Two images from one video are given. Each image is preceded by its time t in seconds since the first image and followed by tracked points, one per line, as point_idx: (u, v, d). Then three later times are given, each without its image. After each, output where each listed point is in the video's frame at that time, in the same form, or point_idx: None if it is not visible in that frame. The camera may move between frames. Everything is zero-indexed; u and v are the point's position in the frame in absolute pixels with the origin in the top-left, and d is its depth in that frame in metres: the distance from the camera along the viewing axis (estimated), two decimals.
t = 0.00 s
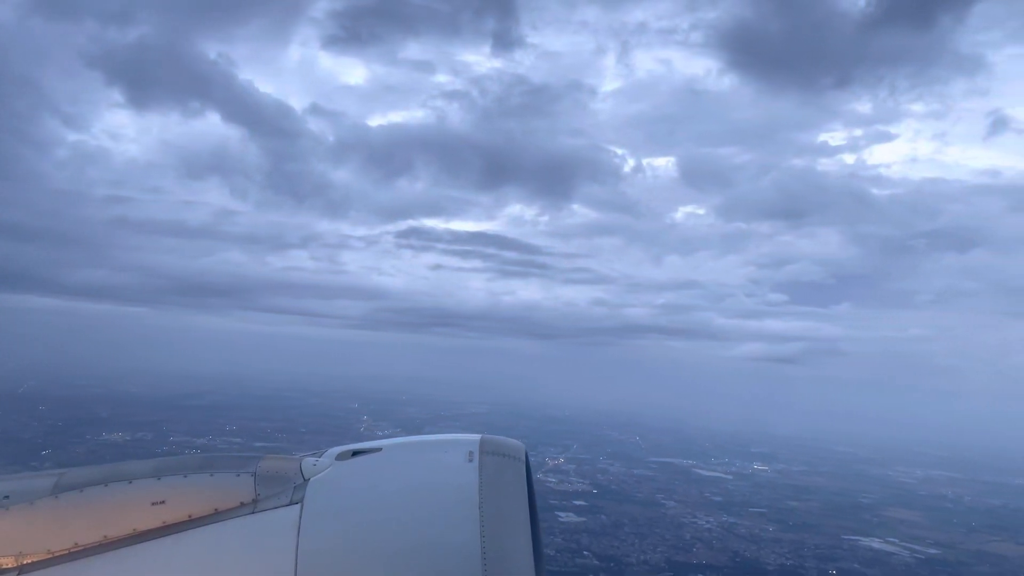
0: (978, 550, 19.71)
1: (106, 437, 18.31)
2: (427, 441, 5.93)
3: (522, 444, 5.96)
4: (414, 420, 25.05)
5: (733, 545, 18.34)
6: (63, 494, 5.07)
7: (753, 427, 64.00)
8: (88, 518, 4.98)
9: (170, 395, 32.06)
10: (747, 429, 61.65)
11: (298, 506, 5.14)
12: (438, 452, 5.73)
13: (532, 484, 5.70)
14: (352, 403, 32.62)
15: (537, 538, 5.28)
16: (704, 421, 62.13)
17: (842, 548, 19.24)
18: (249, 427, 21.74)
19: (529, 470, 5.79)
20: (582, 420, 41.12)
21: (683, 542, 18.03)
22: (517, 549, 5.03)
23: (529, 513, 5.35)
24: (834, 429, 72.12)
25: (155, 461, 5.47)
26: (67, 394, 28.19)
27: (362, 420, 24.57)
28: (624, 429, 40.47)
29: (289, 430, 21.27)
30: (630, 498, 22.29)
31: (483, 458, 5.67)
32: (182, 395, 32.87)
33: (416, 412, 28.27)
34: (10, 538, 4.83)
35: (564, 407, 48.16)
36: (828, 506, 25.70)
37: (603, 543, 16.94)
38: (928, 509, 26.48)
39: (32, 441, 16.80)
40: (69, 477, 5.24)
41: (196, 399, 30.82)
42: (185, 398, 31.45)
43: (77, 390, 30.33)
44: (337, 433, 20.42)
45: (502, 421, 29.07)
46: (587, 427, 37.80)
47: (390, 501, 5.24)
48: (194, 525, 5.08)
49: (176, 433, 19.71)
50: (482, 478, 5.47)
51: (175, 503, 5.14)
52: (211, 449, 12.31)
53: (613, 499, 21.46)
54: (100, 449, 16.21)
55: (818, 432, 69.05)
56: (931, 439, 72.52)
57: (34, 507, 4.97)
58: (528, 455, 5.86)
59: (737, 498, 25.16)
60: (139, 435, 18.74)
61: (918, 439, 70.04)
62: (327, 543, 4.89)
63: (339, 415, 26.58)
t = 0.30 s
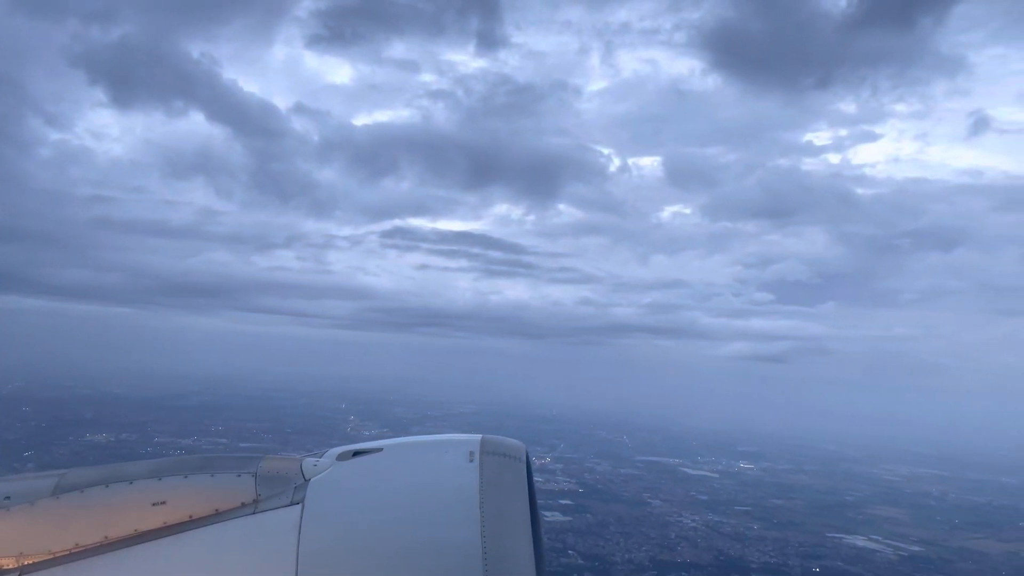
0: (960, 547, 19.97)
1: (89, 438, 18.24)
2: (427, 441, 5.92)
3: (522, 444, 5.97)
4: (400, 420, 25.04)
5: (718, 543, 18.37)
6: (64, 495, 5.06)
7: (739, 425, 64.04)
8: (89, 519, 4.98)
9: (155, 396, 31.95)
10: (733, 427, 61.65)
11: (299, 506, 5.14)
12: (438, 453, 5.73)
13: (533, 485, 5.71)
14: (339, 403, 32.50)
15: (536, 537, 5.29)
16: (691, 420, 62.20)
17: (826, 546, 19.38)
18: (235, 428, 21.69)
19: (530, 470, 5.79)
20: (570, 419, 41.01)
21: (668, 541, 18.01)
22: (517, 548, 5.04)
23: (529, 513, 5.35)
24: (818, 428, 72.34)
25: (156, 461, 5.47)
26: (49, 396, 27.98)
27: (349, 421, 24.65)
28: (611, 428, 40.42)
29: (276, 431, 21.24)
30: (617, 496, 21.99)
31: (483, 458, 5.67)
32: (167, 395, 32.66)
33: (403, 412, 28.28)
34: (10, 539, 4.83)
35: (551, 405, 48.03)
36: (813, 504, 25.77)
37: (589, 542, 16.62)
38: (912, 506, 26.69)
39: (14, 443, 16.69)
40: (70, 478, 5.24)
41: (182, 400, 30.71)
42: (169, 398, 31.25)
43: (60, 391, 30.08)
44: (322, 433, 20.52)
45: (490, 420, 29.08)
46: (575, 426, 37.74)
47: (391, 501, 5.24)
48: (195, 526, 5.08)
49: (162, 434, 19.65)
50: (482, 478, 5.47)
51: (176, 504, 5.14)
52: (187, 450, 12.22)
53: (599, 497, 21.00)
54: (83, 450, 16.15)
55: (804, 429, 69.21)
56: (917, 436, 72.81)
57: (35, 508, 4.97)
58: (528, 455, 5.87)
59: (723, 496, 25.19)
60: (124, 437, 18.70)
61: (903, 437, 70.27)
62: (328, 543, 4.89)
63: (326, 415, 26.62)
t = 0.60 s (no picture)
0: (943, 544, 20.19)
1: (73, 440, 18.17)
2: (427, 442, 5.93)
3: (522, 444, 5.99)
4: (385, 421, 25.05)
5: (703, 542, 18.41)
6: (64, 495, 5.06)
7: (725, 424, 64.18)
8: (89, 519, 4.98)
9: (137, 396, 31.82)
10: (720, 426, 61.75)
11: (299, 506, 5.14)
12: (439, 453, 5.74)
13: (533, 484, 5.72)
14: (325, 404, 32.45)
15: (536, 537, 5.31)
16: (678, 418, 62.30)
17: (810, 544, 19.53)
18: (220, 429, 21.66)
19: (530, 470, 5.81)
20: (557, 418, 41.00)
21: (653, 539, 18.03)
22: (517, 548, 5.05)
23: (529, 512, 5.37)
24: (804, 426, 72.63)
25: (156, 461, 5.46)
26: (32, 398, 27.82)
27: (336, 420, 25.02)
28: (598, 427, 40.42)
29: (261, 431, 21.22)
30: (603, 495, 21.89)
31: (483, 458, 5.69)
32: (151, 397, 32.50)
33: (390, 413, 28.30)
34: (11, 539, 4.83)
35: (538, 405, 48.00)
36: (798, 502, 25.87)
37: (574, 541, 16.57)
38: (895, 503, 26.88)
39: None
40: (70, 478, 5.23)
41: (164, 401, 30.62)
42: (153, 399, 31.09)
43: (43, 393, 29.92)
44: (307, 433, 20.57)
45: (477, 420, 29.10)
46: (563, 425, 37.75)
47: (392, 499, 5.26)
48: (195, 526, 5.08)
49: (146, 435, 19.60)
50: (482, 478, 5.48)
51: (177, 504, 5.14)
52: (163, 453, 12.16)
53: (586, 497, 20.88)
54: (67, 452, 16.11)
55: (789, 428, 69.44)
56: (901, 434, 73.29)
57: (36, 508, 4.96)
58: (528, 455, 5.88)
59: (709, 494, 25.28)
60: (108, 438, 18.66)
61: (887, 435, 70.72)
62: (329, 543, 4.90)
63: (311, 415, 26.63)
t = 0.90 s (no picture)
0: (927, 541, 20.41)
1: (57, 442, 18.09)
2: (426, 441, 5.95)
3: (522, 443, 6.02)
4: (372, 421, 25.10)
5: (688, 540, 18.48)
6: (63, 494, 5.06)
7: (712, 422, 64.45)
8: (88, 519, 4.98)
9: (122, 398, 31.64)
10: (707, 424, 62.03)
11: (298, 505, 5.15)
12: (438, 452, 5.76)
13: (532, 484, 5.75)
14: (313, 404, 32.40)
15: (535, 537, 5.33)
16: (665, 417, 62.43)
17: (795, 541, 19.67)
18: (206, 430, 21.59)
19: (529, 469, 5.84)
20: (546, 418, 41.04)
21: (639, 538, 18.09)
22: (517, 548, 5.07)
23: (529, 512, 5.40)
24: (790, 425, 73.01)
25: (155, 460, 5.46)
26: (17, 400, 27.64)
27: (323, 421, 24.90)
28: (587, 427, 40.51)
29: (247, 432, 21.20)
30: (589, 494, 21.93)
31: (483, 457, 5.71)
32: (136, 398, 32.35)
33: (377, 414, 28.31)
34: (9, 539, 4.83)
35: (527, 404, 48.05)
36: (785, 500, 26.02)
37: (559, 541, 16.60)
38: (880, 500, 27.09)
39: None
40: (69, 477, 5.24)
41: (150, 402, 30.45)
42: (139, 401, 30.91)
43: (27, 395, 29.73)
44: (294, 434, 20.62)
45: (465, 420, 29.12)
46: (551, 424, 37.80)
47: (392, 498, 5.28)
48: (194, 525, 5.08)
49: (131, 437, 19.53)
50: (482, 478, 5.50)
51: (176, 502, 5.14)
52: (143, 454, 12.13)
53: (572, 496, 20.92)
54: (51, 454, 16.03)
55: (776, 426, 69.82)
56: (885, 432, 73.75)
57: (35, 507, 4.97)
58: (528, 455, 5.91)
59: (696, 493, 25.40)
60: (93, 440, 18.59)
61: (872, 433, 71.17)
62: (329, 543, 4.91)
63: (299, 416, 26.61)
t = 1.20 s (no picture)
0: (912, 538, 20.58)
1: (43, 445, 17.98)
2: (425, 440, 5.96)
3: (521, 443, 6.04)
4: (360, 422, 25.09)
5: (675, 539, 18.55)
6: (61, 492, 5.06)
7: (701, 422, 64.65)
8: (87, 517, 4.98)
9: (107, 400, 31.43)
10: (696, 423, 62.24)
11: (297, 504, 5.16)
12: (437, 451, 5.78)
13: (531, 484, 5.76)
14: (301, 405, 32.31)
15: (533, 537, 5.35)
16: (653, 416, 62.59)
17: (781, 539, 19.80)
18: (193, 432, 21.52)
19: (528, 469, 5.86)
20: (535, 417, 41.07)
21: (625, 537, 18.11)
22: (515, 547, 5.09)
23: (528, 511, 5.42)
24: (778, 424, 73.37)
25: (153, 458, 5.46)
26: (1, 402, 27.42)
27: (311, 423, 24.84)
28: (576, 426, 40.58)
29: (235, 434, 21.14)
30: (576, 493, 21.97)
31: (482, 457, 5.73)
32: (123, 400, 32.15)
33: (366, 415, 28.32)
34: (8, 537, 4.83)
35: (517, 404, 48.06)
36: (772, 498, 26.14)
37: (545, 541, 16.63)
38: (866, 498, 27.30)
39: None
40: (67, 475, 5.23)
41: (135, 404, 30.27)
42: (125, 403, 30.73)
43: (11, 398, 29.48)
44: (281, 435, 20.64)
45: (454, 420, 29.15)
46: (541, 424, 37.84)
47: (392, 496, 5.30)
48: (193, 523, 5.09)
49: (117, 439, 19.43)
50: (480, 477, 5.52)
51: (174, 501, 5.14)
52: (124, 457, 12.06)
53: (560, 496, 20.95)
54: (35, 457, 15.94)
55: (764, 424, 70.10)
56: (872, 430, 74.21)
57: (34, 506, 4.96)
58: (527, 454, 5.93)
59: (684, 492, 25.48)
60: (78, 443, 18.50)
61: (858, 430, 71.65)
62: (328, 542, 4.91)
63: (287, 417, 26.56)
